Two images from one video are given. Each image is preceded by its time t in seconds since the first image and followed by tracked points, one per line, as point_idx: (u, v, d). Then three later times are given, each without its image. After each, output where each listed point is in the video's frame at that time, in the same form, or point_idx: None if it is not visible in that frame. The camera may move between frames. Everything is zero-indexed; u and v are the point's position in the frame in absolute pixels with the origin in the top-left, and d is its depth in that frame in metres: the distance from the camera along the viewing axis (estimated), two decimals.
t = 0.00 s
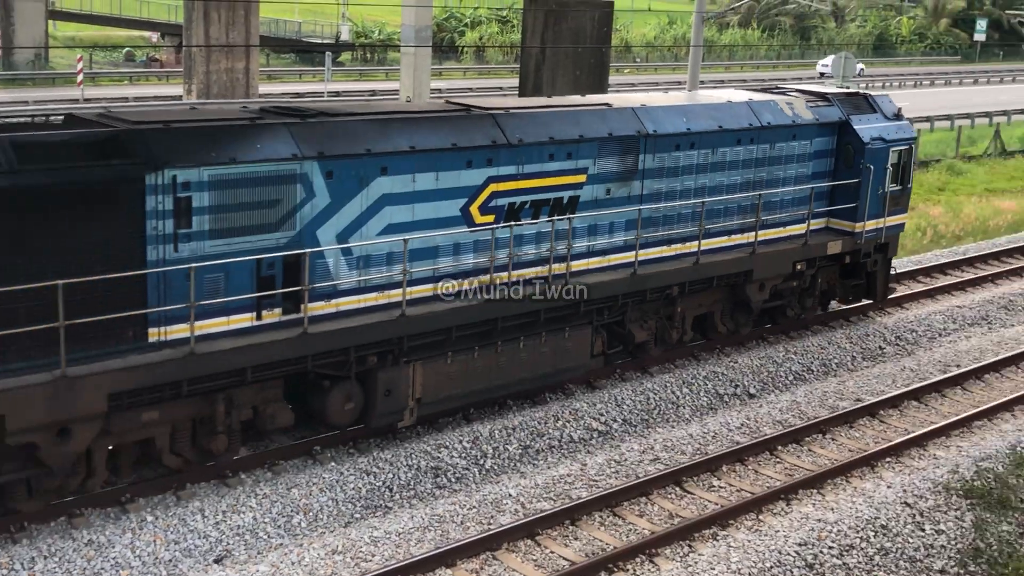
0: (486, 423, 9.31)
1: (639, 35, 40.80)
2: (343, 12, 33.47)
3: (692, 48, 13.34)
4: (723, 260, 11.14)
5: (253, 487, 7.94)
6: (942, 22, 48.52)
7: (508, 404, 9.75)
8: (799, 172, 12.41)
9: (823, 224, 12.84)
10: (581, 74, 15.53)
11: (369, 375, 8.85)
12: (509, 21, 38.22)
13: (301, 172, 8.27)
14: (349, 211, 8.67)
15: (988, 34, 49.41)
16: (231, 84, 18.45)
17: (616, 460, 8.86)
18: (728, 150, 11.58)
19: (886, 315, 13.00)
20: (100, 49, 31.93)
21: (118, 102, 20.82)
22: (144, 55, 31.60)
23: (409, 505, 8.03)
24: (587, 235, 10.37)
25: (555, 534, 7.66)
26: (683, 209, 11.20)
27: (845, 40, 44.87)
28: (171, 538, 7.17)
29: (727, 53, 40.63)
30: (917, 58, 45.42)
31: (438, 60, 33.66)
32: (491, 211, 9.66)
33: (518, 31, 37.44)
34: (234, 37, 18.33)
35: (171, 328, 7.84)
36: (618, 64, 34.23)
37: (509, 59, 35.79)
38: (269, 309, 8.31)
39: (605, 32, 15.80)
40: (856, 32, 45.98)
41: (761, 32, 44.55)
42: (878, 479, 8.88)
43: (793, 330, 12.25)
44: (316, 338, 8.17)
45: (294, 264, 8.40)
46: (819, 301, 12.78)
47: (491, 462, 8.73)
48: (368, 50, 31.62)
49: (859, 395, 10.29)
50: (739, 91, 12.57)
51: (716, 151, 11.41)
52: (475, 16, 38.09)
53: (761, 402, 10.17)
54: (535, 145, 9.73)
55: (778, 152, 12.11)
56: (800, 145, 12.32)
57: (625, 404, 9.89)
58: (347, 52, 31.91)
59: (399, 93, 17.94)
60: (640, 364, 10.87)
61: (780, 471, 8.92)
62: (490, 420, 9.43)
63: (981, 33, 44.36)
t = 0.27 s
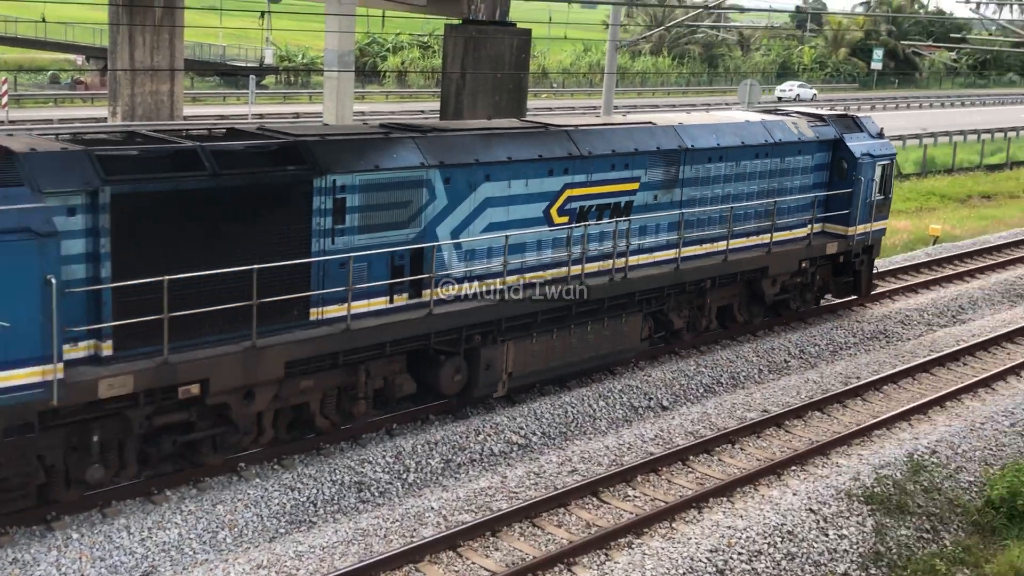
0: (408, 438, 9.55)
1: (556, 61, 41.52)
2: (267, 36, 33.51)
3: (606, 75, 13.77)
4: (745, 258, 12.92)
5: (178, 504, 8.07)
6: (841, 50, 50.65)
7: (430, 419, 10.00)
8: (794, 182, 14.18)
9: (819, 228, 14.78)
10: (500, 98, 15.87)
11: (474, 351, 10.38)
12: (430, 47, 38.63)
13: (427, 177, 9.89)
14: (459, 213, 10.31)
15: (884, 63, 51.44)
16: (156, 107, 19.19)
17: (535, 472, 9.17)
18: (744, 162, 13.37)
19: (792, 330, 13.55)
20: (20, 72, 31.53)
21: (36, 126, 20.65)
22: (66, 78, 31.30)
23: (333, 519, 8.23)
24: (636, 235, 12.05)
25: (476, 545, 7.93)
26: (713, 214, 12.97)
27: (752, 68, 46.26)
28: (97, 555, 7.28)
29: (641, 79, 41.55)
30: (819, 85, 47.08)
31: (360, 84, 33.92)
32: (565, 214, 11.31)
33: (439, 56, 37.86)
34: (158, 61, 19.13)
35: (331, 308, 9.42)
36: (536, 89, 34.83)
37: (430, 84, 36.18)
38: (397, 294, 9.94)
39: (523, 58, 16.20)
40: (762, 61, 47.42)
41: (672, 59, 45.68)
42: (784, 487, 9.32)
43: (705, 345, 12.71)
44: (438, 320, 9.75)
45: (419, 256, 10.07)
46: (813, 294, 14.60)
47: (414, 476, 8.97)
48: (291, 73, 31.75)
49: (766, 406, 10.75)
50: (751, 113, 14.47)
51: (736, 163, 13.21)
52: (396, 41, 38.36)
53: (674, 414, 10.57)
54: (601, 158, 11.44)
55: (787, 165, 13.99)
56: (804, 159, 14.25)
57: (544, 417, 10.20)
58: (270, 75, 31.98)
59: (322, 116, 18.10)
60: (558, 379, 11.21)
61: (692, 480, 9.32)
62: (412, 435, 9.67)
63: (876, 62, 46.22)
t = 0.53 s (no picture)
0: (350, 453, 9.78)
1: (493, 86, 42.06)
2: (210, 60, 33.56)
3: (541, 99, 14.14)
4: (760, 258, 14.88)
5: (122, 520, 8.22)
6: (763, 78, 50.99)
7: (371, 435, 10.23)
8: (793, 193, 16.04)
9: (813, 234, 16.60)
10: (440, 121, 16.20)
11: (548, 337, 12.13)
12: (370, 72, 38.93)
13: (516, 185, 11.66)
14: (538, 216, 12.06)
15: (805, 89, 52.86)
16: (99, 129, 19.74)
17: (474, 485, 9.44)
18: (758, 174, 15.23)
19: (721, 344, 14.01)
20: None
21: None
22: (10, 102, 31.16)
23: (277, 533, 8.43)
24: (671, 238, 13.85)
25: (416, 557, 8.16)
26: (732, 221, 14.84)
27: (680, 93, 47.33)
28: (42, 572, 7.41)
29: (575, 104, 42.30)
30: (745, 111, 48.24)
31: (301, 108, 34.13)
32: (619, 220, 13.14)
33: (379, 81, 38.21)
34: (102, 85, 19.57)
35: (441, 296, 11.13)
36: (473, 113, 35.30)
37: (371, 108, 36.44)
38: (488, 287, 11.67)
39: (461, 83, 16.49)
40: (690, 86, 48.46)
41: (604, 85, 46.56)
42: (714, 495, 9.67)
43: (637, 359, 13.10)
44: (525, 307, 11.53)
45: (506, 254, 11.82)
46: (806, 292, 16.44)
47: (355, 491, 9.20)
48: (234, 97, 31.93)
49: (696, 417, 11.16)
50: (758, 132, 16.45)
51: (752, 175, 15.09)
52: (337, 66, 38.58)
53: (608, 426, 10.93)
54: (648, 171, 13.30)
55: (790, 179, 15.96)
56: (805, 173, 16.23)
57: (483, 431, 10.48)
58: (213, 98, 32.08)
59: (265, 138, 18.27)
60: (496, 394, 11.50)
61: (626, 490, 9.66)
62: (354, 450, 9.90)
63: (798, 89, 47.53)
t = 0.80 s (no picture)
0: (303, 467, 9.93)
1: (442, 106, 42.44)
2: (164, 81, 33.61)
3: (490, 119, 14.44)
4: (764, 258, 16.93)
5: (77, 537, 8.32)
6: (703, 98, 52.70)
7: (324, 448, 10.40)
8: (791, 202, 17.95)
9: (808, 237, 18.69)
10: (390, 141, 16.47)
11: (598, 325, 13.97)
12: (321, 92, 39.12)
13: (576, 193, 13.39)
14: (593, 221, 13.80)
15: (742, 108, 54.07)
16: (55, 150, 21.12)
17: (426, 495, 9.63)
18: (764, 183, 17.14)
19: (666, 355, 14.38)
20: None
21: None
22: None
23: (232, 547, 8.56)
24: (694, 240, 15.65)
25: (369, 568, 8.30)
26: (744, 225, 16.73)
27: (625, 113, 48.09)
28: None
29: (523, 123, 42.80)
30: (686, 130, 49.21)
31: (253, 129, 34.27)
32: (655, 224, 14.97)
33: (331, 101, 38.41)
34: (55, 105, 20.36)
35: (518, 289, 12.75)
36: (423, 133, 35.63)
37: (323, 128, 36.67)
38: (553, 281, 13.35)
39: (411, 103, 16.79)
40: (633, 106, 49.25)
41: (550, 105, 47.17)
42: (659, 502, 9.91)
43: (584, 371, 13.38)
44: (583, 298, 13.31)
45: (569, 254, 13.52)
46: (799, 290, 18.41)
47: (309, 504, 9.36)
48: (187, 117, 32.01)
49: (641, 427, 11.46)
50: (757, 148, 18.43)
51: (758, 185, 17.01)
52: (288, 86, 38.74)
53: (556, 436, 11.19)
54: (680, 180, 15.17)
55: (790, 189, 17.90)
56: (800, 184, 18.23)
57: (435, 443, 10.68)
58: (166, 118, 32.10)
59: (218, 159, 18.39)
60: (447, 406, 11.71)
61: (574, 498, 9.89)
62: (307, 463, 10.07)
63: (737, 108, 48.63)
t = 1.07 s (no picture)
0: (260, 481, 9.94)
1: (397, 120, 42.49)
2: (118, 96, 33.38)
3: (444, 132, 14.50)
4: (771, 255, 18.63)
5: (32, 555, 8.27)
6: (654, 110, 53.10)
7: (282, 462, 10.41)
8: (789, 205, 19.55)
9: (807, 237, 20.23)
10: (345, 154, 16.58)
11: (636, 314, 15.61)
12: (277, 107, 39.07)
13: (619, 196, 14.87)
14: (632, 221, 15.22)
15: (693, 120, 54.68)
16: (9, 168, 20.04)
17: (384, 507, 9.67)
18: (770, 187, 18.75)
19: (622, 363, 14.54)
20: None
21: None
22: None
23: (189, 562, 8.56)
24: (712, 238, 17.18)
25: None
26: (755, 225, 18.29)
27: (578, 126, 48.49)
28: None
29: (478, 136, 43.00)
30: (637, 142, 49.65)
31: (208, 143, 34.14)
32: (683, 224, 16.47)
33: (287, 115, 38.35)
34: (9, 122, 19.64)
35: (572, 283, 14.21)
36: (379, 146, 35.67)
37: (278, 142, 36.57)
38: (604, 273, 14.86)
39: (367, 117, 16.83)
40: (587, 119, 49.64)
41: (505, 118, 47.40)
42: (616, 509, 10.01)
43: (541, 380, 13.48)
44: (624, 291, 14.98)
45: (614, 250, 14.98)
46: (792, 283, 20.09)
47: (267, 517, 9.37)
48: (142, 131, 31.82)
49: (597, 435, 11.59)
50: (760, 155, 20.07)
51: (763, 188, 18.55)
52: (244, 100, 38.62)
53: (513, 446, 11.29)
54: (701, 185, 16.70)
55: (791, 191, 19.54)
56: (800, 188, 19.85)
57: (392, 454, 10.73)
58: (120, 133, 31.87)
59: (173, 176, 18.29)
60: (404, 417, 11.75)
61: (532, 507, 9.97)
62: (265, 477, 10.07)
63: (689, 120, 49.17)
